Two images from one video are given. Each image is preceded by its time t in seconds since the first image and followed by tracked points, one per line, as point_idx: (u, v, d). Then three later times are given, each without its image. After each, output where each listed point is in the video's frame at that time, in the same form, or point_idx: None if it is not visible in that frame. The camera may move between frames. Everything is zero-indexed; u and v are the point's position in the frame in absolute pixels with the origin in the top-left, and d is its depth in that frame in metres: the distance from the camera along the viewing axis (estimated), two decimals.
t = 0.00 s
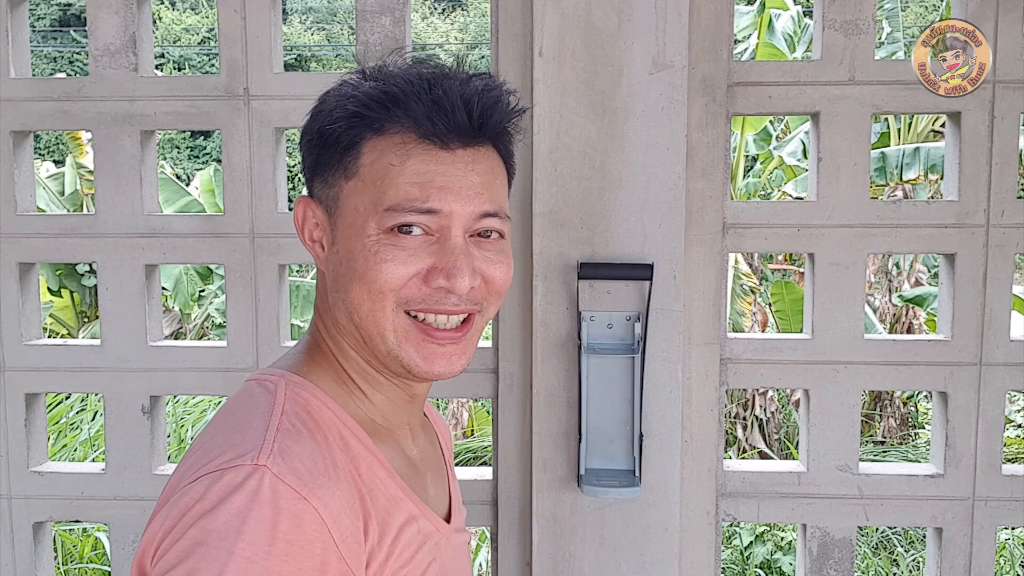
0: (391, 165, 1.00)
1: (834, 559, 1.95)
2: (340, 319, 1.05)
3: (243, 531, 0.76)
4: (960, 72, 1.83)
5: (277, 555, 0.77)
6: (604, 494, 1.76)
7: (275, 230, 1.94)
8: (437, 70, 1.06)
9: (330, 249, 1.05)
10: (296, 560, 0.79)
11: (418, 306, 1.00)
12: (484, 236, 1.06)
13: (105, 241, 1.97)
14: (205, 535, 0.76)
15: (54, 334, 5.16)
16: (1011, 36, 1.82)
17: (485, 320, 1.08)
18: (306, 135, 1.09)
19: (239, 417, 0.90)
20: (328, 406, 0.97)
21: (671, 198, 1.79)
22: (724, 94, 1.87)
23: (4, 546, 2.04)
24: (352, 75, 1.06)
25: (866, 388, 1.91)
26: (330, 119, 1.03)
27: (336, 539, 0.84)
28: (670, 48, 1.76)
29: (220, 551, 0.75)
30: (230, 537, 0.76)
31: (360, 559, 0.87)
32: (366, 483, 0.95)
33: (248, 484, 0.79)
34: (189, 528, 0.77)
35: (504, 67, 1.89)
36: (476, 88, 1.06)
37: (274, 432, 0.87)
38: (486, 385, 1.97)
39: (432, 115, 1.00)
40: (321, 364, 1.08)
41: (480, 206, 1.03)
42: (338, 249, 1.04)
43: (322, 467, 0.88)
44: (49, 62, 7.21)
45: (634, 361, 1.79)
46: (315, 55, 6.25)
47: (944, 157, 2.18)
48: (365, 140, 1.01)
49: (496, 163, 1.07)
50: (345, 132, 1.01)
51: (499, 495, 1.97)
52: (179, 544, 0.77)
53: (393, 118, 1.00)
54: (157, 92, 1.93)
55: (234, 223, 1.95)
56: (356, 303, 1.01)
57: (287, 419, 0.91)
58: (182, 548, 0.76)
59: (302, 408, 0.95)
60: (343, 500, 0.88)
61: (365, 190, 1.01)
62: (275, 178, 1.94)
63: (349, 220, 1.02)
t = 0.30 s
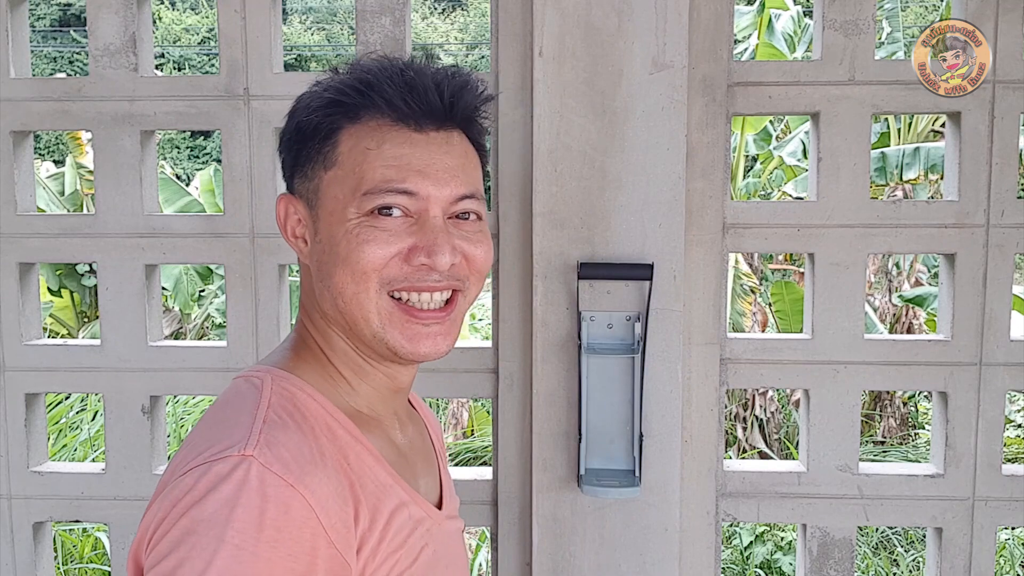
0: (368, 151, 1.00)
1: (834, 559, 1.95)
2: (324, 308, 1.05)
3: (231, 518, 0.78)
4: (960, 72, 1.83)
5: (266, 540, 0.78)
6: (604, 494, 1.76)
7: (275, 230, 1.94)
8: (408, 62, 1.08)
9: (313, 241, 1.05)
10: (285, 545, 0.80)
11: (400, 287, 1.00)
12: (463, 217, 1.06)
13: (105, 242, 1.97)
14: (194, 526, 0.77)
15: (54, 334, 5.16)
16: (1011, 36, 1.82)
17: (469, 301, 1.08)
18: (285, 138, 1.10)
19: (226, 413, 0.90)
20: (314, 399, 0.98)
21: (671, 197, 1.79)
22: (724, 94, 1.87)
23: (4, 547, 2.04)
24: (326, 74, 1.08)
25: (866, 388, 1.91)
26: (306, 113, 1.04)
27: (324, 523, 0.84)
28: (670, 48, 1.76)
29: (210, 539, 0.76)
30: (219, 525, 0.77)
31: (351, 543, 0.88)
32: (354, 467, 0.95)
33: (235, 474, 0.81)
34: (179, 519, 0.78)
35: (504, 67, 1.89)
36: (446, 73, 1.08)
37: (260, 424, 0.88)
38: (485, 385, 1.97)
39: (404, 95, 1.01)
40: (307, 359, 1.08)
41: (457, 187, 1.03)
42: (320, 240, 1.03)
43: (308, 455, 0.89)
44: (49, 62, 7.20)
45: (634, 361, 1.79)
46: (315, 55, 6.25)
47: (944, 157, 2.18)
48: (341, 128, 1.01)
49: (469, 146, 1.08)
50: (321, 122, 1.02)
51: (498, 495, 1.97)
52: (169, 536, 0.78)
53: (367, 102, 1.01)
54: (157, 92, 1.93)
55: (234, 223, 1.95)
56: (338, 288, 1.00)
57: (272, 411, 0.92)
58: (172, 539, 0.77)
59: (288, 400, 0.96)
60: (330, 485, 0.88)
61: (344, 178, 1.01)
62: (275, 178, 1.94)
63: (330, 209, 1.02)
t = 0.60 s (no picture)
0: (345, 143, 1.01)
1: (834, 559, 1.95)
2: (310, 300, 1.05)
3: (226, 500, 0.78)
4: (960, 72, 1.83)
5: (261, 520, 0.79)
6: (604, 494, 1.76)
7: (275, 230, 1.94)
8: (386, 59, 1.10)
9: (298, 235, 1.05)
10: (280, 525, 0.80)
11: (377, 276, 0.99)
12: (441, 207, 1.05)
13: (105, 242, 1.97)
14: (191, 509, 0.78)
15: (54, 334, 5.17)
16: (1011, 36, 1.82)
17: (450, 290, 1.07)
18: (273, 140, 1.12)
19: (222, 403, 0.91)
20: (305, 386, 0.98)
21: (671, 198, 1.79)
22: (724, 94, 1.87)
23: (4, 547, 2.04)
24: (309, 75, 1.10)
25: (866, 388, 1.91)
26: (288, 112, 1.06)
27: (319, 505, 0.84)
28: (670, 48, 1.76)
29: (206, 521, 0.77)
30: (215, 507, 0.78)
31: (349, 526, 0.87)
32: (349, 453, 0.94)
33: (230, 458, 0.81)
34: (177, 504, 0.79)
35: (504, 66, 1.89)
36: (422, 67, 1.08)
37: (255, 411, 0.89)
38: (485, 385, 1.97)
39: (378, 88, 1.02)
40: (298, 351, 1.08)
41: (433, 176, 1.03)
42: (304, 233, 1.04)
43: (305, 441, 0.89)
44: (49, 62, 7.21)
45: (634, 361, 1.79)
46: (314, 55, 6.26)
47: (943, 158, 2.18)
48: (320, 122, 1.03)
49: (446, 137, 1.08)
50: (301, 119, 1.04)
51: (498, 495, 1.97)
52: (168, 520, 0.78)
53: (343, 96, 1.02)
54: (157, 92, 1.93)
55: (234, 223, 1.95)
56: (318, 279, 1.00)
57: (267, 399, 0.92)
58: (171, 522, 0.78)
59: (282, 388, 0.96)
60: (326, 469, 0.88)
61: (324, 171, 1.01)
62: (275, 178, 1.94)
63: (311, 202, 1.02)
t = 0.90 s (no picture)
0: (363, 144, 1.01)
1: (834, 559, 1.95)
2: (319, 300, 1.05)
3: (224, 505, 0.78)
4: (960, 72, 1.83)
5: (258, 526, 0.79)
6: (604, 494, 1.76)
7: (275, 229, 1.94)
8: (406, 61, 1.10)
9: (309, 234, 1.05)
10: (277, 531, 0.80)
11: (390, 277, 0.99)
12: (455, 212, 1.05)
13: (105, 242, 1.97)
14: (190, 513, 0.78)
15: (54, 334, 5.17)
16: (1011, 36, 1.82)
17: (461, 297, 1.07)
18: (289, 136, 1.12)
19: (223, 407, 0.91)
20: (311, 392, 0.98)
21: (671, 197, 1.79)
22: (724, 94, 1.87)
23: (4, 547, 2.04)
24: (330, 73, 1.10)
25: (866, 388, 1.91)
26: (307, 109, 1.06)
27: (317, 511, 0.85)
28: (670, 48, 1.76)
29: (204, 525, 0.77)
30: (213, 511, 0.78)
31: (347, 531, 0.88)
32: (349, 457, 0.94)
33: (229, 463, 0.81)
34: (176, 507, 0.79)
35: (504, 66, 1.89)
36: (442, 72, 1.08)
37: (256, 416, 0.89)
38: (486, 385, 1.97)
39: (397, 90, 1.02)
40: (306, 353, 1.08)
41: (448, 181, 1.03)
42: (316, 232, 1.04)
43: (304, 446, 0.89)
44: (49, 62, 7.21)
45: (634, 361, 1.79)
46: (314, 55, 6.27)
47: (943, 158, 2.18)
48: (338, 121, 1.03)
49: (463, 144, 1.08)
50: (319, 117, 1.04)
51: (498, 496, 1.97)
52: (166, 523, 0.79)
53: (362, 97, 1.02)
54: (157, 92, 1.93)
55: (234, 223, 1.95)
56: (329, 278, 1.00)
57: (269, 403, 0.92)
58: (170, 525, 0.78)
59: (285, 392, 0.96)
60: (326, 474, 0.89)
61: (339, 170, 1.02)
62: (275, 178, 1.94)
63: (325, 201, 1.02)
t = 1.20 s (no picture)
0: (371, 147, 1.01)
1: (834, 559, 1.95)
2: (319, 300, 1.05)
3: (222, 508, 0.78)
4: (960, 72, 1.83)
5: (255, 529, 0.79)
6: (604, 494, 1.76)
7: (275, 229, 1.94)
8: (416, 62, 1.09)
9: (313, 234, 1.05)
10: (274, 534, 0.80)
11: (394, 282, 0.99)
12: (459, 219, 1.05)
13: (105, 242, 1.96)
14: (187, 516, 0.78)
15: (54, 334, 5.17)
16: (1011, 36, 1.82)
17: (461, 304, 1.07)
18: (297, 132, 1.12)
19: (220, 409, 0.91)
20: (309, 394, 0.98)
21: (671, 197, 1.79)
22: (724, 94, 1.87)
23: (4, 547, 2.04)
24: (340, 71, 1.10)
25: (866, 388, 1.91)
26: (315, 108, 1.06)
27: (315, 514, 0.85)
28: (670, 48, 1.76)
29: (201, 529, 0.77)
30: (211, 515, 0.78)
31: (344, 532, 0.88)
32: (346, 457, 0.94)
33: (226, 467, 0.81)
34: (173, 510, 0.79)
35: (503, 66, 1.89)
36: (452, 75, 1.08)
37: (252, 418, 0.89)
38: (485, 385, 1.97)
39: (407, 93, 1.02)
40: (305, 353, 1.08)
41: (454, 188, 1.03)
42: (320, 232, 1.04)
43: (301, 448, 0.89)
44: (49, 62, 7.21)
45: (634, 361, 1.79)
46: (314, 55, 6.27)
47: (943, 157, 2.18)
48: (347, 121, 1.02)
49: (472, 150, 1.08)
50: (328, 116, 1.03)
51: (498, 495, 1.97)
52: (165, 527, 0.79)
53: (371, 99, 1.02)
54: (157, 92, 1.93)
55: (234, 223, 1.95)
56: (332, 279, 1.00)
57: (266, 405, 0.92)
58: (168, 529, 0.78)
59: (282, 394, 0.96)
60: (323, 476, 0.89)
61: (346, 171, 1.01)
62: (275, 178, 1.94)
63: (331, 202, 1.02)
